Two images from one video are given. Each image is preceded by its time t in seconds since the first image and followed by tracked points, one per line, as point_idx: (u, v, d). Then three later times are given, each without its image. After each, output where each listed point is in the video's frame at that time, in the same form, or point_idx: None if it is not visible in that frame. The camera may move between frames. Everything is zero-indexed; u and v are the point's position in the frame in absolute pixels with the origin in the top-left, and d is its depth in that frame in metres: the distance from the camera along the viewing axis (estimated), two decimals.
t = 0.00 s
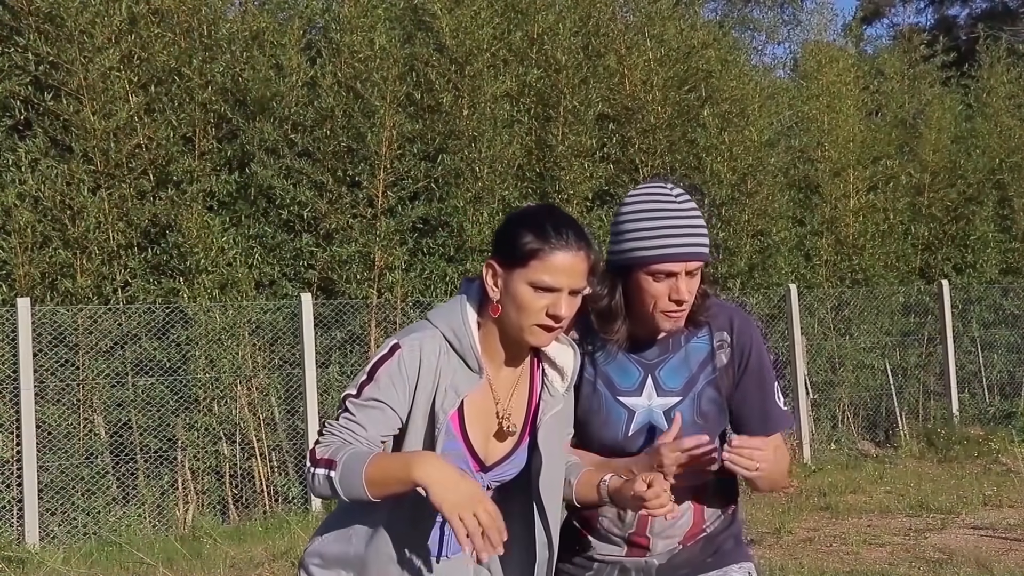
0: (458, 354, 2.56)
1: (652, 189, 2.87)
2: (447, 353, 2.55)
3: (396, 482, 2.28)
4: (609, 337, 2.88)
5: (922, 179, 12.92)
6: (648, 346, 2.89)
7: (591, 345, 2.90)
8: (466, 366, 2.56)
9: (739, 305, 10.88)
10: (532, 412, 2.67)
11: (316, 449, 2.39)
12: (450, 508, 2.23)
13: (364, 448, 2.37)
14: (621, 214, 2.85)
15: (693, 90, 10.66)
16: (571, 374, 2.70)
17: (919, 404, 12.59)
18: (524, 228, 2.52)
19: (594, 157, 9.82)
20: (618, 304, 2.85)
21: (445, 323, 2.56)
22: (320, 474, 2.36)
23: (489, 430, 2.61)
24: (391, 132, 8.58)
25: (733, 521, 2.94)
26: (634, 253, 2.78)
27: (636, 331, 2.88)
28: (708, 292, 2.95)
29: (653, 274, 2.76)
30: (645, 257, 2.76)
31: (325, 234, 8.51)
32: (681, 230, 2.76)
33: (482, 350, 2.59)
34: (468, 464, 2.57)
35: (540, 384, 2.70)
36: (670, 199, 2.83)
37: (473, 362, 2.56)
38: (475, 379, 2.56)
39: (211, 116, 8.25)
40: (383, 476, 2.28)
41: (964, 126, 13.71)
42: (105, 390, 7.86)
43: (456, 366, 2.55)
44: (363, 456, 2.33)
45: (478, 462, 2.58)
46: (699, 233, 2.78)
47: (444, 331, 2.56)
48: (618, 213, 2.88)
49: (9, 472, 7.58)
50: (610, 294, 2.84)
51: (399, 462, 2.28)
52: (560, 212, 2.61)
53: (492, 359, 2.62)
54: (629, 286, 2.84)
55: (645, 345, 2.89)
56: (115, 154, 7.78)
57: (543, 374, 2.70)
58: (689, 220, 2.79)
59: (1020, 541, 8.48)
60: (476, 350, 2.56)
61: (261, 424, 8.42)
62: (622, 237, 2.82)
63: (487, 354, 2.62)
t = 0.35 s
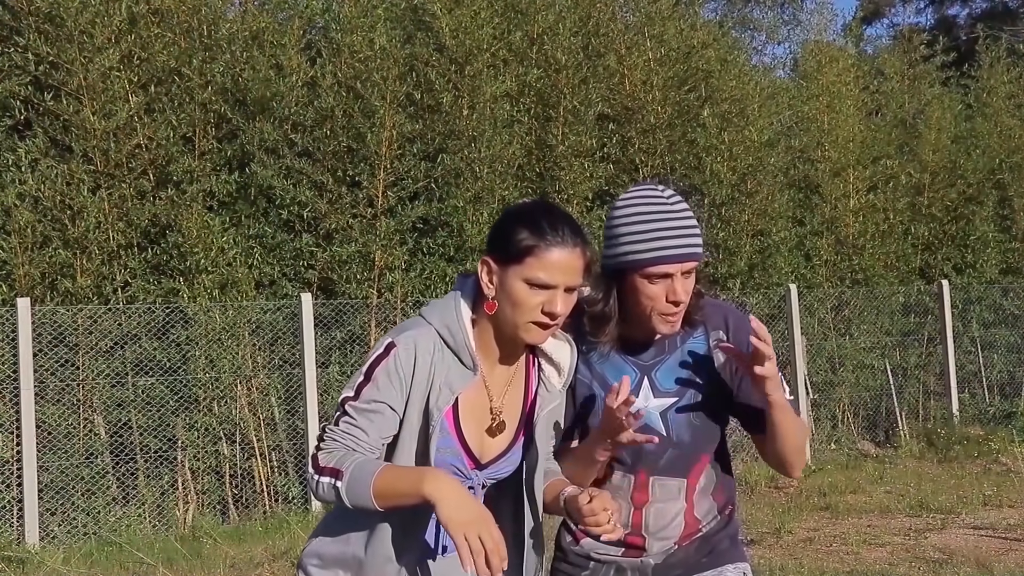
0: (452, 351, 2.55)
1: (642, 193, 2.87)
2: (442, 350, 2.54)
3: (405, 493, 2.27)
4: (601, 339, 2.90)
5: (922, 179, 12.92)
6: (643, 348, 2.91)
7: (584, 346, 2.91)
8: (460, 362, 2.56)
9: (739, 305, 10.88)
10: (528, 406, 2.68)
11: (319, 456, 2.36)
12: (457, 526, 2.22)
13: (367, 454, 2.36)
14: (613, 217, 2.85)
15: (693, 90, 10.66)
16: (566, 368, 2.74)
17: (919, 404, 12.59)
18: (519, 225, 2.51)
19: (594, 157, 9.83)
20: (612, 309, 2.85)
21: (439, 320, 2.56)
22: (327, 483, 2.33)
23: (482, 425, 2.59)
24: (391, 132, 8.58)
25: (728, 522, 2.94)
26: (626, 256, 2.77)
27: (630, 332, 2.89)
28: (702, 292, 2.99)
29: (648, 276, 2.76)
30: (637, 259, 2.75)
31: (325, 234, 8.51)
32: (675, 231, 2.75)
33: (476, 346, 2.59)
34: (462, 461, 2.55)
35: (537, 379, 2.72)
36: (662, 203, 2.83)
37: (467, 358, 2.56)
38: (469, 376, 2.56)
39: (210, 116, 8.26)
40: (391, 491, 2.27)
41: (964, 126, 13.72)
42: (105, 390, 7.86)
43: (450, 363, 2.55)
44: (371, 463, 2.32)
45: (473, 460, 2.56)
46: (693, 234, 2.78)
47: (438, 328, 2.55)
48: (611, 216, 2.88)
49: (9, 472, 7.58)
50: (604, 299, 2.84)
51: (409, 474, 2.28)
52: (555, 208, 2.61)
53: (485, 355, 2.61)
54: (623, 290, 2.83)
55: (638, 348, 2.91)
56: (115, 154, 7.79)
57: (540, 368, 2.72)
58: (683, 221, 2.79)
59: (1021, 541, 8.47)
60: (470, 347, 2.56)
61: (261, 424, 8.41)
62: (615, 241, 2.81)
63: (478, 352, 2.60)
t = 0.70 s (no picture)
0: (449, 340, 2.51)
1: (656, 198, 2.85)
2: (438, 340, 2.50)
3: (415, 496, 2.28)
4: (613, 346, 2.86)
5: (922, 179, 12.92)
6: (650, 354, 2.89)
7: (594, 352, 2.89)
8: (458, 352, 2.52)
9: (739, 305, 10.87)
10: (520, 394, 2.65)
11: (325, 453, 2.34)
12: (469, 534, 2.25)
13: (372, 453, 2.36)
14: (625, 221, 2.83)
15: (693, 90, 10.66)
16: (557, 354, 2.74)
17: (919, 404, 12.59)
18: (512, 214, 2.51)
19: (594, 157, 9.83)
20: (623, 313, 2.83)
21: (433, 309, 2.51)
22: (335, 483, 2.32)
23: (479, 414, 2.56)
24: (391, 132, 8.58)
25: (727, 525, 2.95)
26: (639, 263, 2.75)
27: (639, 338, 2.86)
28: (710, 300, 2.96)
29: (660, 282, 2.75)
30: (651, 266, 2.74)
31: (325, 234, 8.51)
32: (687, 239, 2.75)
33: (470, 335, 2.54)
34: (462, 450, 2.53)
35: (526, 364, 2.70)
36: (678, 210, 2.82)
37: (465, 347, 2.51)
38: (468, 364, 2.52)
39: (210, 116, 8.25)
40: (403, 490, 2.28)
41: (964, 125, 13.72)
42: (105, 390, 7.85)
43: (448, 352, 2.50)
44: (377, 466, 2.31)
45: (474, 448, 2.54)
46: (704, 242, 2.77)
47: (433, 318, 2.51)
48: (622, 221, 2.86)
49: (8, 472, 7.58)
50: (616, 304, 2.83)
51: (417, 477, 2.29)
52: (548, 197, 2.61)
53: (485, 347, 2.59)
54: (634, 296, 2.81)
55: (643, 356, 2.89)
56: (115, 154, 7.79)
57: (528, 354, 2.71)
58: (695, 227, 2.79)
59: (1020, 541, 8.48)
60: (468, 335, 2.51)
61: (261, 424, 8.41)
62: (627, 245, 2.80)
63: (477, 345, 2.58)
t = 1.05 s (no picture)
0: (440, 341, 2.48)
1: (651, 204, 2.87)
2: (431, 342, 2.47)
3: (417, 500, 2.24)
4: (605, 350, 2.87)
5: (922, 179, 12.92)
6: (643, 359, 2.89)
7: (587, 356, 2.89)
8: (450, 354, 2.49)
9: (740, 305, 10.86)
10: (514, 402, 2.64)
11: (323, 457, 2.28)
12: (475, 539, 2.23)
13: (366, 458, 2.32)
14: (620, 227, 2.85)
15: (693, 90, 10.66)
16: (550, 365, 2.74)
17: (919, 404, 12.59)
18: (484, 197, 2.62)
19: (594, 157, 9.84)
20: (616, 317, 2.85)
21: (427, 312, 2.49)
22: (329, 487, 2.26)
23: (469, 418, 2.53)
24: (391, 132, 8.58)
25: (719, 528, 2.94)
26: (632, 267, 2.78)
27: (631, 342, 2.87)
28: (703, 306, 2.97)
29: (654, 289, 2.77)
30: (644, 269, 2.76)
31: (325, 234, 8.52)
32: (679, 244, 2.77)
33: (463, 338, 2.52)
34: (451, 455, 2.49)
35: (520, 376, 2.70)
36: (671, 215, 2.84)
37: (457, 350, 2.49)
38: (460, 368, 2.49)
39: (210, 116, 8.26)
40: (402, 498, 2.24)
41: (964, 125, 13.73)
42: (105, 390, 7.86)
43: (440, 354, 2.47)
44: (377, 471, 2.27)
45: (464, 453, 2.51)
46: (697, 248, 2.79)
47: (426, 320, 2.48)
48: (617, 227, 2.88)
49: (9, 472, 7.58)
50: (609, 308, 2.85)
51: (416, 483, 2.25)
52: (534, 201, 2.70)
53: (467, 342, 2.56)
54: (627, 300, 2.83)
55: (635, 362, 2.89)
56: (115, 154, 7.79)
57: (523, 366, 2.71)
58: (690, 234, 2.81)
59: (1021, 541, 8.48)
60: (460, 338, 2.49)
61: (261, 424, 8.41)
62: (621, 249, 2.82)
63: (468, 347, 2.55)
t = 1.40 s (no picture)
0: (398, 328, 2.67)
1: (651, 205, 2.87)
2: (389, 326, 2.67)
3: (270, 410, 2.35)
4: (604, 350, 2.88)
5: (922, 179, 12.92)
6: (641, 359, 2.90)
7: (585, 356, 2.90)
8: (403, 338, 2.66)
9: (740, 305, 10.85)
10: (500, 403, 2.72)
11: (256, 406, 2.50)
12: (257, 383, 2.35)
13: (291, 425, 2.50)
14: (619, 227, 2.85)
15: (693, 90, 10.66)
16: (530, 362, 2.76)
17: (919, 404, 12.59)
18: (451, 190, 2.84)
19: (593, 157, 9.85)
20: (613, 317, 2.85)
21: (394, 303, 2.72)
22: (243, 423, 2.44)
23: (434, 405, 2.64)
24: (391, 132, 8.58)
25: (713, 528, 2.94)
26: (629, 267, 2.78)
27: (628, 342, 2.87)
28: (702, 307, 2.96)
29: (650, 290, 2.77)
30: (640, 271, 2.76)
31: (325, 234, 8.52)
32: (675, 245, 2.77)
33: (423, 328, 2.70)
34: (411, 442, 2.59)
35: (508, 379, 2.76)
36: (669, 216, 2.83)
37: (410, 334, 2.66)
38: (410, 350, 2.64)
39: (210, 116, 8.26)
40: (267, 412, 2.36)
41: (964, 125, 13.73)
42: (105, 390, 7.86)
43: (397, 338, 2.65)
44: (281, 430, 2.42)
45: (427, 443, 2.60)
46: (693, 249, 2.79)
47: (392, 309, 2.70)
48: (617, 226, 2.87)
49: (9, 472, 7.58)
50: (606, 308, 2.85)
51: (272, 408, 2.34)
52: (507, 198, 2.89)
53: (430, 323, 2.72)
54: (625, 300, 2.83)
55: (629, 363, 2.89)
56: (115, 154, 7.79)
57: (511, 371, 2.77)
58: (687, 236, 2.80)
59: (1021, 541, 8.48)
60: (415, 324, 2.67)
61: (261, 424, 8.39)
62: (620, 248, 2.82)
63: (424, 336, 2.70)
